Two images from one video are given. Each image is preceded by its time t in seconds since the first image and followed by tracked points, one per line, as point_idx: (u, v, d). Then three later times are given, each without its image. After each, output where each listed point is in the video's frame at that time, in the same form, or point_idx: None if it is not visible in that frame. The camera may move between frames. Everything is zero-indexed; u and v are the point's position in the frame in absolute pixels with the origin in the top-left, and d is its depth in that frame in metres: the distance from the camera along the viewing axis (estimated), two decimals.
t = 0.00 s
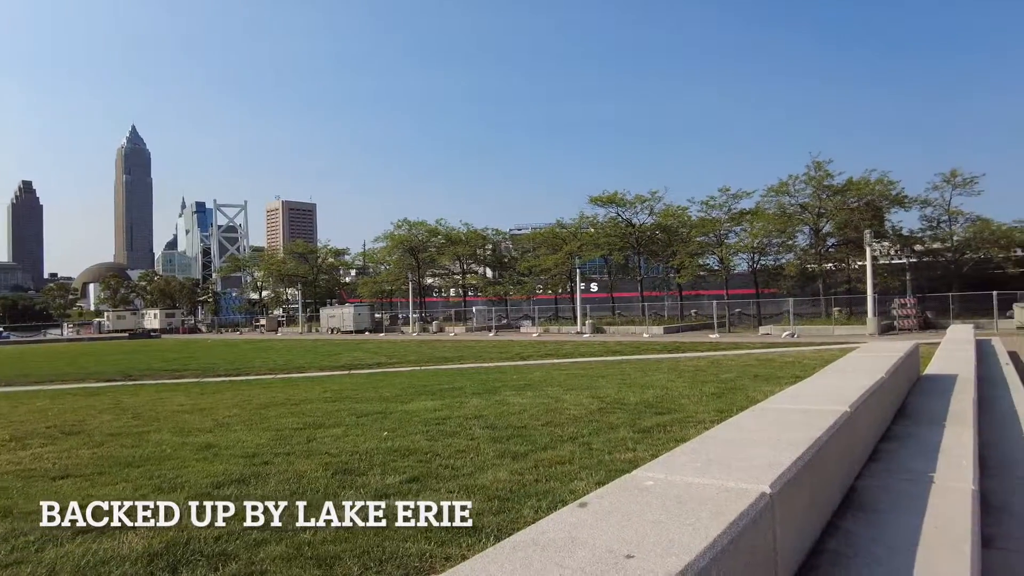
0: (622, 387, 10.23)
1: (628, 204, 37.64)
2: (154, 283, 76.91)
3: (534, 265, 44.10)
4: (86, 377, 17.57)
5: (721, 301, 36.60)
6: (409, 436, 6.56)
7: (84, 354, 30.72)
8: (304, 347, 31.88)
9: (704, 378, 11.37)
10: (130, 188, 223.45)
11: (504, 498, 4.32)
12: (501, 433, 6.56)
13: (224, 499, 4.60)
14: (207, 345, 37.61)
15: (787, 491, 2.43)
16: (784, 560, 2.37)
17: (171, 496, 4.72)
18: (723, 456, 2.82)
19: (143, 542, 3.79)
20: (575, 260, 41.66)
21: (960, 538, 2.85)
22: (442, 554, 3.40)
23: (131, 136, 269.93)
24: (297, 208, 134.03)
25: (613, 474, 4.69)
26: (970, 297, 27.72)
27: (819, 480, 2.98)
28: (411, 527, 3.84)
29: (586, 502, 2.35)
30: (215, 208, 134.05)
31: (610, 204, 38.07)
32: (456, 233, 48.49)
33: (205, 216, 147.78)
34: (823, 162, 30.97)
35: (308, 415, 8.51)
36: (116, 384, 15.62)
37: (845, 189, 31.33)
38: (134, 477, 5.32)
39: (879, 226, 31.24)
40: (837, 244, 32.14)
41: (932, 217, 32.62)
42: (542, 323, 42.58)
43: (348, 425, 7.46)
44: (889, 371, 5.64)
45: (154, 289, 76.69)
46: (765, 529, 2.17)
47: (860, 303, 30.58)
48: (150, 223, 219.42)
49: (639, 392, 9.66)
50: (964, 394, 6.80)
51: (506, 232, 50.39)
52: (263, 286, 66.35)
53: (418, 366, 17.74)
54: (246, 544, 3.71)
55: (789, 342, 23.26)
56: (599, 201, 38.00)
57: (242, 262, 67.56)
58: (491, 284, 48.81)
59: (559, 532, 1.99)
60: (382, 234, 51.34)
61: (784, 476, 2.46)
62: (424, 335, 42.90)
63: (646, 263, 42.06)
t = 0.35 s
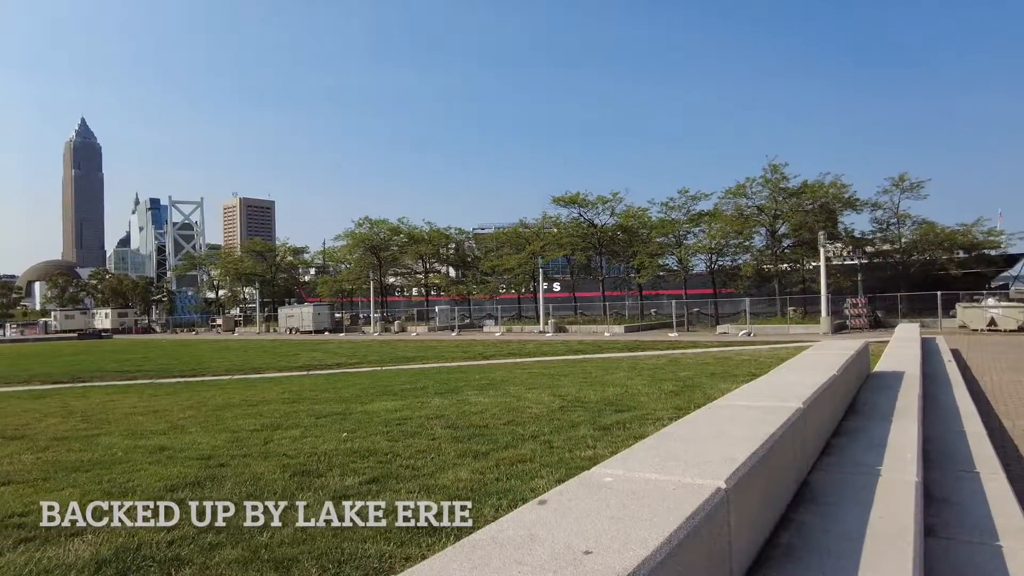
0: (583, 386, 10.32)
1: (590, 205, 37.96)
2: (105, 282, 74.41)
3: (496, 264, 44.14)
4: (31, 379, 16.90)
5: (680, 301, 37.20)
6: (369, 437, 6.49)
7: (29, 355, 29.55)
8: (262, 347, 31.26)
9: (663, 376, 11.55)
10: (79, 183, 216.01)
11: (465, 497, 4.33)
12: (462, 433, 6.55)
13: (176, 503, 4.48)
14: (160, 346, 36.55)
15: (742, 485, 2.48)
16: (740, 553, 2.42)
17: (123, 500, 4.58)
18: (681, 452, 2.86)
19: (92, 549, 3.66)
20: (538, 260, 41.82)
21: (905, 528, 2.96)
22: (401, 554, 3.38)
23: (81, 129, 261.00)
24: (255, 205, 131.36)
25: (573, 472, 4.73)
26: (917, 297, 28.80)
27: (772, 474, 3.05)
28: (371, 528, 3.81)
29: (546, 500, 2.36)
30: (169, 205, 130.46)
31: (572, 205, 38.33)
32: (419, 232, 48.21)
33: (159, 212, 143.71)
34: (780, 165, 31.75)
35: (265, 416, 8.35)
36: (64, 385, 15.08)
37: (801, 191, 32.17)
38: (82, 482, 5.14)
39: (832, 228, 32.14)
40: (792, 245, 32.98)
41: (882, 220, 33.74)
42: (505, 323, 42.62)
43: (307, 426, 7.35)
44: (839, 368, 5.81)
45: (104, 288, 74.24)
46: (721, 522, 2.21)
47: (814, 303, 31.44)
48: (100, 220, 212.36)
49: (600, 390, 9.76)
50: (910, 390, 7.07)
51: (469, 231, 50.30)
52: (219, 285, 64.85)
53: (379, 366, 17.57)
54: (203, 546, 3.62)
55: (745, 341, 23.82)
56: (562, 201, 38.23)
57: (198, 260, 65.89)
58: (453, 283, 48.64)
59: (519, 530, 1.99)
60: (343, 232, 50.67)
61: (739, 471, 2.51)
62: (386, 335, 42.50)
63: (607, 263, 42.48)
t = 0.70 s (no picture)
0: (539, 385, 10.37)
1: (548, 205, 38.19)
2: (44, 280, 71.34)
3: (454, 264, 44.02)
4: None
5: (635, 301, 37.77)
6: (321, 438, 6.39)
7: None
8: (212, 347, 30.44)
9: (617, 375, 11.70)
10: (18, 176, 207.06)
11: (418, 498, 4.31)
12: (417, 433, 6.51)
13: (120, 508, 4.32)
14: (103, 347, 35.27)
15: (692, 481, 2.54)
16: (690, 549, 2.48)
17: (62, 505, 4.40)
18: (633, 449, 2.91)
19: (27, 556, 3.52)
20: (496, 259, 41.86)
21: (846, 521, 3.07)
22: (352, 556, 3.34)
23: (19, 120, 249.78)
24: (206, 201, 127.88)
25: (528, 471, 4.75)
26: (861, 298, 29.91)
27: (721, 470, 3.12)
28: (322, 529, 3.76)
29: (500, 498, 2.36)
30: (114, 200, 125.90)
31: (530, 205, 38.51)
32: (375, 231, 47.74)
33: (103, 207, 138.61)
34: (732, 169, 32.52)
35: (214, 417, 8.13)
36: None
37: (752, 195, 33.00)
38: (19, 488, 4.92)
39: (782, 230, 33.06)
40: (743, 247, 33.83)
41: (829, 223, 34.87)
42: (462, 323, 42.53)
43: (258, 428, 7.19)
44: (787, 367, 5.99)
45: (44, 286, 71.18)
46: (670, 517, 2.26)
47: (764, 304, 32.33)
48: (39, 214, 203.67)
49: (555, 389, 9.83)
50: (853, 387, 7.33)
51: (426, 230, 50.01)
52: (167, 283, 62.92)
53: (333, 366, 17.32)
54: (146, 553, 3.50)
55: (697, 340, 24.35)
56: (520, 201, 38.35)
57: (145, 257, 63.79)
58: (410, 283, 48.26)
59: (471, 530, 1.98)
60: (297, 230, 49.73)
61: (688, 467, 2.57)
62: (341, 335, 41.92)
63: (564, 263, 42.81)
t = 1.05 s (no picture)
0: (490, 385, 10.36)
1: (500, 205, 38.23)
2: None
3: (406, 262, 43.60)
4: None
5: (586, 300, 38.20)
6: (264, 441, 6.23)
7: None
8: (152, 347, 29.35)
9: (567, 374, 11.80)
10: None
11: (362, 500, 4.24)
12: (364, 434, 6.42)
13: (45, 518, 4.12)
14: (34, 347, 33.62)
15: (634, 479, 2.58)
16: (632, 546, 2.51)
17: None
18: (578, 447, 2.94)
19: None
20: (448, 258, 41.68)
21: (783, 515, 3.17)
22: (292, 562, 3.28)
23: None
24: (147, 196, 123.24)
25: (474, 472, 4.75)
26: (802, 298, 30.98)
27: (664, 467, 3.19)
28: (262, 534, 3.67)
29: (443, 499, 2.35)
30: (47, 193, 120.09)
31: (483, 204, 38.48)
32: (325, 228, 46.94)
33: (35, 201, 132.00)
34: (680, 172, 33.21)
35: (151, 420, 7.84)
36: None
37: (699, 198, 33.76)
38: None
39: (728, 232, 33.96)
40: (691, 248, 34.58)
41: (773, 225, 35.96)
42: (414, 322, 42.20)
43: (197, 431, 6.96)
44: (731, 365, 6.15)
45: None
46: (612, 516, 2.29)
47: (710, 304, 33.14)
48: None
49: (506, 388, 9.86)
50: (793, 384, 7.60)
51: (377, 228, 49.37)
52: (105, 281, 60.41)
53: (280, 366, 16.93)
54: (69, 565, 3.34)
55: (646, 338, 24.82)
56: (473, 200, 38.29)
57: (81, 254, 61.09)
58: (361, 281, 47.59)
59: (412, 533, 1.96)
60: (243, 227, 48.44)
61: (630, 465, 2.61)
62: (289, 334, 41.03)
63: (517, 263, 42.97)
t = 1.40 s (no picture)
0: (436, 385, 10.30)
1: (450, 204, 38.06)
2: None
3: (352, 261, 42.93)
4: None
5: (535, 300, 38.44)
6: (198, 444, 6.03)
7: None
8: (83, 347, 28.03)
9: (514, 373, 11.84)
10: None
11: (299, 504, 4.16)
12: (303, 437, 6.29)
13: None
14: None
15: (571, 479, 2.60)
16: (568, 545, 2.54)
17: None
18: (518, 447, 2.95)
19: None
20: (397, 257, 41.26)
21: (717, 512, 3.26)
22: (221, 569, 3.18)
23: None
24: (79, 188, 117.64)
25: (415, 474, 4.72)
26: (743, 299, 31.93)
27: (602, 465, 3.23)
28: (192, 541, 3.55)
29: (379, 501, 2.32)
30: None
31: (432, 203, 38.23)
32: (268, 224, 45.48)
33: None
34: (627, 175, 33.75)
35: (77, 424, 7.48)
36: None
37: (645, 200, 34.38)
38: None
39: (672, 234, 34.72)
40: (637, 250, 35.19)
41: (716, 228, 36.93)
42: (361, 321, 41.62)
43: (127, 434, 6.68)
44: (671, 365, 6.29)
45: None
46: (548, 515, 2.31)
47: (655, 304, 33.82)
48: None
49: (452, 388, 9.83)
50: (732, 383, 7.82)
51: (323, 225, 48.37)
52: (32, 277, 57.37)
53: (221, 366, 16.42)
54: None
55: (593, 337, 25.15)
56: (422, 199, 38.00)
57: (5, 248, 57.80)
58: (306, 280, 46.61)
59: (344, 536, 1.93)
60: (183, 222, 46.78)
61: (568, 463, 2.64)
62: (231, 334, 39.86)
63: (467, 262, 42.90)
